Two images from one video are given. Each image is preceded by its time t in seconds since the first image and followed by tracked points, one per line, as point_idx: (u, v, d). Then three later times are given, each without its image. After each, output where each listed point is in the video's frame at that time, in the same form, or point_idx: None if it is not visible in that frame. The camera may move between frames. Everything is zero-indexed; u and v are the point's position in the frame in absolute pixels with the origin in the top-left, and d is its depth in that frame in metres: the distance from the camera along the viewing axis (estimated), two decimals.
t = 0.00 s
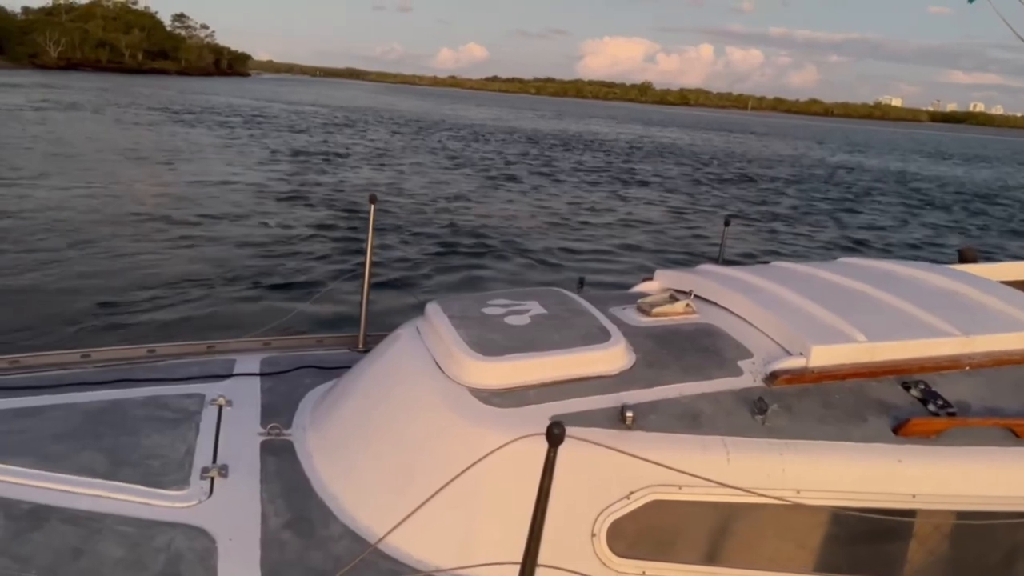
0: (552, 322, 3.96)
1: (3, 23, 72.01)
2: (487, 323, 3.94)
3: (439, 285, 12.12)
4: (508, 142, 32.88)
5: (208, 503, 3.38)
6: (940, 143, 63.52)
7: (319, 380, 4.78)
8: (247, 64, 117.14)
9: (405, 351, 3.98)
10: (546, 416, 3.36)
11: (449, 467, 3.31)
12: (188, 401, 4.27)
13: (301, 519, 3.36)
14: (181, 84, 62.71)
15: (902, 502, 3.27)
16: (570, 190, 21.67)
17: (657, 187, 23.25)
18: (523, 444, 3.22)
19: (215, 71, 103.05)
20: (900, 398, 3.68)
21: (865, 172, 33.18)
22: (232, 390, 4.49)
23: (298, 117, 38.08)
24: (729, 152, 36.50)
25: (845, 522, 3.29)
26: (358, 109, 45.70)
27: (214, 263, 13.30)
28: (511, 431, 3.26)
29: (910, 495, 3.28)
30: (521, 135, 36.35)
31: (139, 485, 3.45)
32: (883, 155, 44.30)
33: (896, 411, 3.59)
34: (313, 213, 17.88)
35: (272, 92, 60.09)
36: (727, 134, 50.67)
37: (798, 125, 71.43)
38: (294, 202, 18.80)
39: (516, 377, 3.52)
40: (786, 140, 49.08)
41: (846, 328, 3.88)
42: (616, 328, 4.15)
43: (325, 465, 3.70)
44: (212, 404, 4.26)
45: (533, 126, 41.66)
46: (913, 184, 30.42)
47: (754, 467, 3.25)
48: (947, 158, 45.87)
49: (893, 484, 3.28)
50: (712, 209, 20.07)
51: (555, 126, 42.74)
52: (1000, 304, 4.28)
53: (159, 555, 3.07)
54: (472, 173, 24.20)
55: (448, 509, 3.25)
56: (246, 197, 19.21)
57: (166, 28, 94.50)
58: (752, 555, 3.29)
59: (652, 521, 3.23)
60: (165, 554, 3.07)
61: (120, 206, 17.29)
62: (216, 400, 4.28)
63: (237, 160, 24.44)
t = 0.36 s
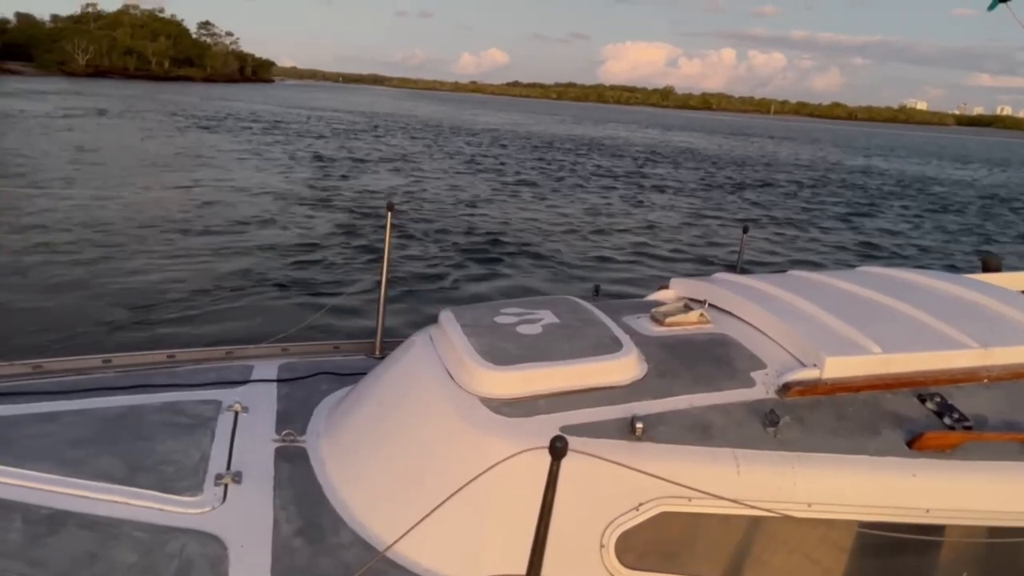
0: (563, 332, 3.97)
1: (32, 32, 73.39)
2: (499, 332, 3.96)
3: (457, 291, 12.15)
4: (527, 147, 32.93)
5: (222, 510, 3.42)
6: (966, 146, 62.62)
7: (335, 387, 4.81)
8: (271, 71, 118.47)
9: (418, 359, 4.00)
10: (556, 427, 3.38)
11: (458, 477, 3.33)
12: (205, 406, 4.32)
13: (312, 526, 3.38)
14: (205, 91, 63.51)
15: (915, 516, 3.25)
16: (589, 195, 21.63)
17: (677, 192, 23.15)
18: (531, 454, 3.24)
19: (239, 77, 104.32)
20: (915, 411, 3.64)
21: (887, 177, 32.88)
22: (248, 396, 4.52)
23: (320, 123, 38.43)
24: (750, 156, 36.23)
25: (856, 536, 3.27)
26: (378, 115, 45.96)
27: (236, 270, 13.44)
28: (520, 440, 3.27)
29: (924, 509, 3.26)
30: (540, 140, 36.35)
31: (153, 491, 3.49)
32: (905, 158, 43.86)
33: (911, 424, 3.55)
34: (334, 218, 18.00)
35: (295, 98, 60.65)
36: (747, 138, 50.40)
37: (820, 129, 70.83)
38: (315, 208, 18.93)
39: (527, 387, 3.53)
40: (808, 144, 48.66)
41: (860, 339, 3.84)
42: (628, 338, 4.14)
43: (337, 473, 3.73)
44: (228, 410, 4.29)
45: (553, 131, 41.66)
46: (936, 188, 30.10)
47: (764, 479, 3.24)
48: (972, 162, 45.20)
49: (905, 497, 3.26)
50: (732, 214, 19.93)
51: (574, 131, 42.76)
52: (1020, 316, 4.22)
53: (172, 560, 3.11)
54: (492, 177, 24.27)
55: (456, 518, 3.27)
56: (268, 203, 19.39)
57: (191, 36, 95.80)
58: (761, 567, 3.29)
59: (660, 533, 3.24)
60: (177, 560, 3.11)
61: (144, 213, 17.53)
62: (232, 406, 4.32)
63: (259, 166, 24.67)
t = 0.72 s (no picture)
0: (567, 333, 3.95)
1: (51, 34, 74.22)
2: (503, 332, 3.95)
3: (468, 290, 12.15)
4: (540, 146, 32.90)
5: (224, 509, 3.43)
6: (986, 145, 61.91)
7: (342, 386, 4.80)
8: (286, 72, 119.24)
9: (422, 360, 4.01)
10: (558, 429, 3.37)
11: (458, 479, 3.32)
12: (212, 405, 4.33)
13: (314, 526, 3.39)
14: (221, 92, 63.94)
15: (919, 521, 3.21)
16: (602, 195, 21.56)
17: (690, 191, 23.03)
18: (531, 457, 3.23)
19: (254, 78, 105.03)
20: (922, 414, 3.59)
21: (903, 176, 32.59)
22: (255, 395, 4.52)
23: (333, 123, 38.56)
24: (765, 156, 35.99)
25: (859, 540, 3.24)
26: (392, 115, 46.06)
27: (249, 269, 13.51)
28: (521, 442, 3.27)
29: (929, 514, 3.22)
30: (554, 139, 36.28)
31: (157, 490, 3.51)
32: (922, 158, 43.45)
33: (917, 427, 3.51)
34: (347, 218, 18.06)
35: (310, 99, 60.95)
36: (761, 137, 50.11)
37: (837, 129, 70.28)
38: (328, 206, 18.99)
39: (529, 389, 3.53)
40: (823, 144, 48.26)
41: (868, 341, 3.80)
42: (633, 338, 4.12)
43: (340, 473, 3.73)
44: (234, 409, 4.30)
45: (567, 131, 41.56)
46: (952, 188, 29.79)
47: (766, 483, 3.22)
48: (991, 162, 44.65)
49: (909, 502, 3.22)
50: (745, 214, 19.79)
51: (587, 131, 42.69)
52: None
53: (174, 559, 3.13)
54: (504, 177, 24.27)
55: (456, 520, 3.26)
56: (281, 203, 19.48)
57: (207, 37, 96.48)
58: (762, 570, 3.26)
59: (661, 536, 3.22)
60: (179, 559, 3.13)
61: (160, 213, 17.67)
62: (238, 405, 4.32)
63: (273, 166, 24.80)
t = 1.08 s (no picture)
0: (566, 330, 3.95)
1: (68, 35, 74.89)
2: (503, 329, 3.95)
3: (475, 289, 12.15)
4: (551, 144, 32.85)
5: (223, 503, 3.45)
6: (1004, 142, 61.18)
7: (345, 381, 4.79)
8: (300, 72, 119.77)
9: (422, 356, 4.02)
10: (554, 426, 3.38)
11: (454, 475, 3.33)
12: (215, 401, 4.35)
13: (311, 521, 3.41)
14: (235, 91, 64.28)
15: (917, 520, 3.19)
16: (613, 193, 21.49)
17: (702, 189, 22.91)
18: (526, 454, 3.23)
19: (268, 78, 105.55)
20: (923, 412, 3.56)
21: (918, 173, 32.29)
22: (258, 390, 4.53)
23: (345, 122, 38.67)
24: (778, 154, 35.76)
25: (854, 537, 3.23)
26: (403, 114, 46.13)
27: (258, 268, 13.58)
28: (517, 440, 3.29)
29: (927, 512, 3.20)
30: (565, 138, 36.21)
31: (157, 484, 3.54)
32: (938, 155, 43.02)
33: (917, 425, 3.48)
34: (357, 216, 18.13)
35: (323, 98, 61.18)
36: (775, 135, 49.80)
37: (851, 127, 69.77)
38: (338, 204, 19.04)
39: (527, 385, 3.54)
40: (837, 141, 47.90)
41: (869, 338, 3.77)
42: (633, 335, 4.10)
43: (339, 468, 3.75)
44: (237, 404, 4.31)
45: (578, 129, 41.49)
46: (968, 185, 29.48)
47: (762, 481, 3.22)
48: (1008, 159, 44.14)
49: (908, 500, 3.21)
50: (757, 211, 19.67)
51: (598, 129, 42.60)
52: None
53: (171, 552, 3.16)
54: (515, 175, 24.25)
55: (451, 516, 3.27)
56: (293, 201, 19.56)
57: (222, 36, 97.04)
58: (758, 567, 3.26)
59: (656, 533, 3.22)
60: (177, 552, 3.15)
61: (172, 211, 17.80)
62: (240, 400, 4.33)
63: (285, 165, 24.91)
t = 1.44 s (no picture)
0: (549, 310, 3.94)
1: (62, 18, 74.29)
2: (485, 309, 3.94)
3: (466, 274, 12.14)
4: (546, 130, 32.73)
5: (202, 482, 3.46)
6: (1003, 128, 60.95)
7: (330, 362, 4.77)
8: (295, 57, 119.23)
9: (404, 337, 4.02)
10: (534, 405, 3.39)
11: (432, 454, 3.34)
12: (197, 382, 4.34)
13: (291, 500, 3.41)
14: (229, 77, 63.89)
15: (893, 498, 3.20)
16: (608, 178, 21.41)
17: (697, 175, 22.83)
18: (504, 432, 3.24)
19: (263, 64, 105.02)
20: (903, 392, 3.55)
21: (913, 159, 32.24)
22: (242, 371, 4.52)
23: (340, 108, 38.46)
24: (774, 140, 35.67)
25: (832, 515, 3.24)
26: (399, 100, 45.87)
27: (251, 253, 13.55)
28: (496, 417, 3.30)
29: (905, 490, 3.21)
30: (561, 124, 36.06)
31: (137, 462, 3.55)
32: (933, 142, 42.95)
33: (896, 404, 3.48)
34: (350, 202, 18.05)
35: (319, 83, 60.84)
36: (771, 122, 49.65)
37: (850, 113, 69.50)
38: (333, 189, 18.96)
39: (507, 364, 3.54)
40: (834, 129, 47.73)
41: (851, 318, 3.77)
42: (616, 315, 4.09)
43: (320, 446, 3.75)
44: (220, 385, 4.30)
45: (575, 115, 41.30)
46: (963, 171, 29.46)
47: (738, 460, 3.23)
48: (1003, 146, 44.09)
49: (884, 479, 3.21)
50: (752, 197, 19.60)
51: (594, 116, 42.44)
52: None
53: (148, 530, 3.17)
54: (509, 161, 24.16)
55: (429, 494, 3.28)
56: (285, 186, 19.48)
57: (216, 22, 96.45)
58: (735, 546, 3.27)
59: (634, 511, 3.23)
60: (154, 530, 3.16)
61: (166, 196, 17.73)
62: (224, 380, 4.32)
63: (279, 150, 24.78)
